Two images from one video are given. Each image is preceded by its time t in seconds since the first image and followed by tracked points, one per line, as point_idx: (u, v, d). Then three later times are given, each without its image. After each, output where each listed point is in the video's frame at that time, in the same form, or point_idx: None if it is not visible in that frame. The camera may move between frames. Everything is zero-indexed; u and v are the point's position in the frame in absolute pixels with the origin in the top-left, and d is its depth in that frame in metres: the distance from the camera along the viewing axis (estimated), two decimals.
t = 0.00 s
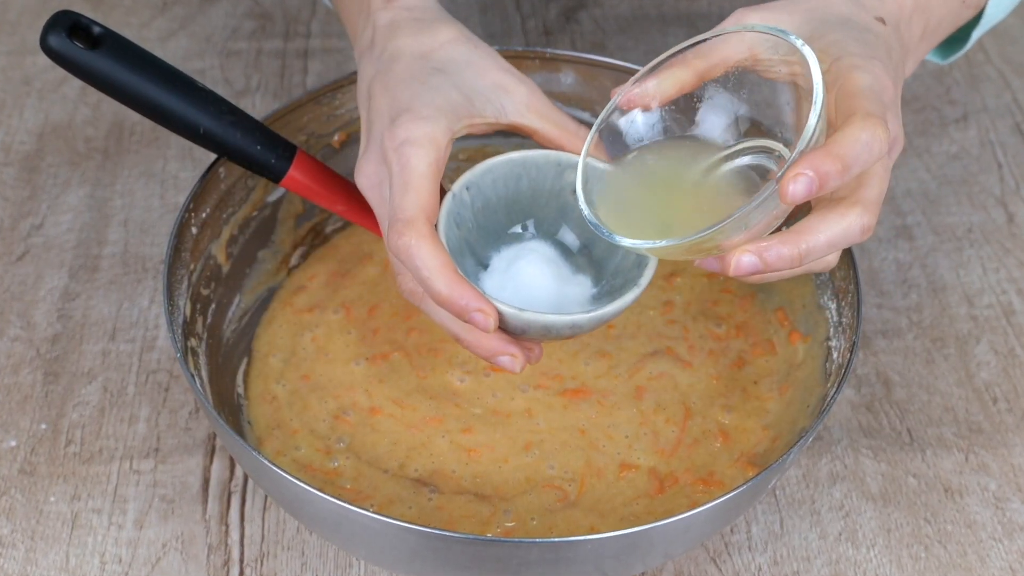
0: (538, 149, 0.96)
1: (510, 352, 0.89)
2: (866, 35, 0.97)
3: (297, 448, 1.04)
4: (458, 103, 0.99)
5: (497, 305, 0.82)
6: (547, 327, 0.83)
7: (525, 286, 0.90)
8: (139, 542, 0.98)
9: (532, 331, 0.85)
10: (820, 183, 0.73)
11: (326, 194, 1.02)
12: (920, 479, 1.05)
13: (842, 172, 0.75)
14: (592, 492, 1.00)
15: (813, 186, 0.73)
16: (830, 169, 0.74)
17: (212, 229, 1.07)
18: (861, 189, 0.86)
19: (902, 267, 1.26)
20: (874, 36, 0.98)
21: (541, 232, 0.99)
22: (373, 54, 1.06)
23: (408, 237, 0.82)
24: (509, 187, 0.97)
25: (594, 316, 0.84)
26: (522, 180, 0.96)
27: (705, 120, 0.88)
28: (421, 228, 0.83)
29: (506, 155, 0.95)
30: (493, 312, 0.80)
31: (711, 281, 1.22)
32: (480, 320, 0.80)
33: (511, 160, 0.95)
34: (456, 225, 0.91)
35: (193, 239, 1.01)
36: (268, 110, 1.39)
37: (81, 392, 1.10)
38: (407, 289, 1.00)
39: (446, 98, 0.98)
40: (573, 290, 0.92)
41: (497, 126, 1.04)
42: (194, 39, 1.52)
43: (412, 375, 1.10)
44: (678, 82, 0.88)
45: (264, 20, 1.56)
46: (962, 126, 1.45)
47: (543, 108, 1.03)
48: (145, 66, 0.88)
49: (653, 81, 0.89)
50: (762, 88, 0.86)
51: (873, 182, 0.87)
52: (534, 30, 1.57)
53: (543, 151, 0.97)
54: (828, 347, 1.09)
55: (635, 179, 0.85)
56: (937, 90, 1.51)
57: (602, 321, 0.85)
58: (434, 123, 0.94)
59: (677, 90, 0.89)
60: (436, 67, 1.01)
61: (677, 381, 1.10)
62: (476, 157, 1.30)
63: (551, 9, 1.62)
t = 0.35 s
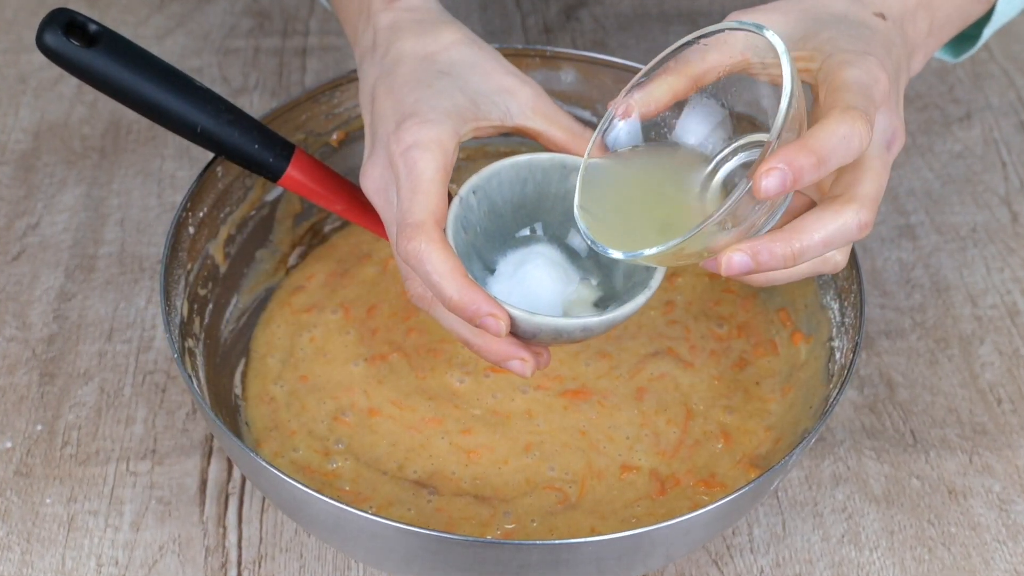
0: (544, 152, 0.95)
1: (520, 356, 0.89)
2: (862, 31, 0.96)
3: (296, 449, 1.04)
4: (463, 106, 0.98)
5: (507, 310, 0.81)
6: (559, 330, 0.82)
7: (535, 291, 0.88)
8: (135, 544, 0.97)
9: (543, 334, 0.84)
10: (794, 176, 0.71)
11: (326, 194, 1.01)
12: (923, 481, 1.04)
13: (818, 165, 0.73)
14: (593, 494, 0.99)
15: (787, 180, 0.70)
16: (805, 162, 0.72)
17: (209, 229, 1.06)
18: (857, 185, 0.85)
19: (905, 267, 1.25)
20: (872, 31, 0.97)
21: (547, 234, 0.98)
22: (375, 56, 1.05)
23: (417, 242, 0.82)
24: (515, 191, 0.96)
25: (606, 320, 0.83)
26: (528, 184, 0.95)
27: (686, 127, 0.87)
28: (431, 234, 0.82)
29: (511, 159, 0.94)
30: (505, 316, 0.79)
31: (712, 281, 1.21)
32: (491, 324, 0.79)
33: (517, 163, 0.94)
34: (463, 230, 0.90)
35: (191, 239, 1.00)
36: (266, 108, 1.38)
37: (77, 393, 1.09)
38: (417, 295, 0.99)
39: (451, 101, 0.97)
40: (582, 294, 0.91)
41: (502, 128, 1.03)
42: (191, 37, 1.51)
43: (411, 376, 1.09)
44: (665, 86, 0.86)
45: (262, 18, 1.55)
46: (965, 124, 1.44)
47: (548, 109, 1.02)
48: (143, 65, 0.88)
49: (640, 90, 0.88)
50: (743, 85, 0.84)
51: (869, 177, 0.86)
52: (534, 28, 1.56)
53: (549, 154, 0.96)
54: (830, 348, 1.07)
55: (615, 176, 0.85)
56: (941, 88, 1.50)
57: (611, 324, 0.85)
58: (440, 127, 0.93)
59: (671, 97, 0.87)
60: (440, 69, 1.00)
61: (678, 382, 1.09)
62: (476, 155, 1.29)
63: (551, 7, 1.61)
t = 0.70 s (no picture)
0: (546, 151, 0.94)
1: (528, 357, 0.87)
2: (863, 17, 0.95)
3: (294, 451, 1.03)
4: (463, 107, 0.97)
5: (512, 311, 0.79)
6: (564, 330, 0.81)
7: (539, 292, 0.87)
8: (132, 546, 0.96)
9: (549, 334, 0.83)
10: (768, 165, 0.69)
11: (325, 193, 1.00)
12: (926, 482, 1.03)
13: (794, 154, 0.71)
14: (593, 495, 0.98)
15: (760, 169, 0.68)
16: (779, 151, 0.69)
17: (206, 228, 1.05)
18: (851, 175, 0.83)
19: (908, 267, 1.24)
20: (873, 18, 0.96)
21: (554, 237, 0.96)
22: (373, 58, 1.04)
23: (418, 245, 0.81)
24: (517, 192, 0.95)
25: (613, 317, 0.81)
26: (531, 183, 0.94)
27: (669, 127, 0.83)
28: (433, 237, 0.82)
29: (513, 159, 0.93)
30: (510, 316, 0.78)
31: (713, 281, 1.20)
32: (497, 325, 0.78)
33: (518, 163, 0.93)
34: (466, 231, 0.89)
35: (189, 239, 1.00)
36: (264, 107, 1.37)
37: (74, 393, 1.08)
38: (423, 299, 0.98)
39: (451, 102, 0.96)
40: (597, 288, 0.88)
41: (504, 127, 1.02)
42: (189, 35, 1.50)
43: (411, 377, 1.08)
44: (660, 80, 0.83)
45: (260, 16, 1.54)
46: (969, 123, 1.43)
47: (549, 107, 1.01)
48: (141, 65, 0.87)
49: (637, 92, 0.85)
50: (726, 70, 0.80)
51: (865, 166, 0.84)
52: (534, 25, 1.55)
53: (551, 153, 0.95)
54: (832, 349, 1.07)
55: (602, 178, 0.85)
56: (944, 86, 1.50)
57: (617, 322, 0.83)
58: (440, 130, 0.92)
59: (668, 94, 0.83)
60: (440, 71, 0.99)
61: (680, 383, 1.09)
62: (476, 154, 1.28)
63: (551, 5, 1.60)
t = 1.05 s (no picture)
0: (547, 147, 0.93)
1: (533, 355, 0.86)
2: None
3: (292, 452, 1.02)
4: (464, 105, 0.96)
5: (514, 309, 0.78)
6: (568, 328, 0.80)
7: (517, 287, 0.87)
8: (129, 548, 0.95)
9: (552, 332, 0.82)
10: (711, 143, 0.65)
11: (323, 192, 0.99)
12: (930, 484, 1.03)
13: (739, 128, 0.67)
14: (594, 497, 0.97)
15: (702, 148, 0.65)
16: (720, 126, 0.66)
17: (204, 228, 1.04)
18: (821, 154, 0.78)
19: (911, 267, 1.24)
20: None
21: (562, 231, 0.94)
22: (371, 58, 1.03)
23: (420, 244, 0.80)
24: (519, 189, 0.94)
25: (617, 313, 0.80)
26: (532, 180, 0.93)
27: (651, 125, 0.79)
28: (433, 236, 0.81)
29: (511, 157, 0.92)
30: (513, 314, 0.77)
31: (715, 281, 1.20)
32: (500, 324, 0.77)
33: (520, 161, 0.92)
34: (468, 230, 0.88)
35: (186, 238, 0.99)
36: (261, 105, 1.36)
37: (71, 394, 1.07)
38: (425, 299, 0.97)
39: (451, 101, 0.96)
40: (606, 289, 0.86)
41: (505, 125, 1.01)
42: (186, 33, 1.49)
43: (410, 378, 1.08)
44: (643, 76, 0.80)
45: (259, 14, 1.54)
46: (973, 122, 1.43)
47: (550, 104, 1.01)
48: (138, 63, 0.86)
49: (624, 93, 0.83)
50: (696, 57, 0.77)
51: (835, 143, 0.78)
52: (534, 23, 1.54)
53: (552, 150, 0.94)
54: (835, 350, 1.05)
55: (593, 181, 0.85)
56: (948, 85, 1.49)
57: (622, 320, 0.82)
58: (441, 128, 0.91)
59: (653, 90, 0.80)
60: (440, 69, 0.98)
61: (681, 383, 1.08)
62: (475, 153, 1.28)
63: (552, 3, 1.59)
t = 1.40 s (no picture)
0: (547, 144, 0.92)
1: (534, 353, 0.84)
2: None
3: (290, 453, 1.01)
4: (463, 102, 0.95)
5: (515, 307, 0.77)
6: (569, 326, 0.79)
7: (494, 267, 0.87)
8: (126, 550, 0.94)
9: (554, 330, 0.81)
10: (665, 123, 0.64)
11: (321, 190, 0.98)
12: (933, 486, 1.02)
13: (688, 104, 0.64)
14: (594, 499, 0.96)
15: (656, 127, 0.64)
16: (667, 103, 0.64)
17: (202, 227, 1.03)
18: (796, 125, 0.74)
19: (914, 266, 1.23)
20: None
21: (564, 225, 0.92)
22: (370, 54, 1.02)
23: (419, 242, 0.80)
24: (519, 186, 0.92)
25: (619, 310, 0.79)
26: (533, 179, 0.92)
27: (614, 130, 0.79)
28: (432, 234, 0.80)
29: (513, 155, 0.90)
30: (513, 312, 0.76)
31: (717, 281, 1.19)
32: (500, 321, 0.76)
33: (521, 158, 0.91)
34: (468, 228, 0.87)
35: (183, 238, 0.98)
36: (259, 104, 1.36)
37: (68, 395, 1.07)
38: (425, 298, 0.96)
39: (451, 97, 0.95)
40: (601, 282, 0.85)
41: (504, 122, 1.01)
42: (183, 30, 1.48)
43: (409, 378, 1.07)
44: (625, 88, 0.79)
45: (256, 12, 1.53)
46: (976, 121, 1.42)
47: (550, 101, 1.00)
48: (134, 60, 0.85)
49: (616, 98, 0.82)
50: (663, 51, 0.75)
51: (812, 116, 0.74)
52: (535, 21, 1.54)
53: (552, 147, 0.92)
54: (837, 350, 1.04)
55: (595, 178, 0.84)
56: (951, 83, 1.48)
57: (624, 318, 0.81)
58: (440, 125, 0.91)
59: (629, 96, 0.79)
60: (439, 66, 0.97)
61: (682, 384, 1.07)
62: (475, 151, 1.27)
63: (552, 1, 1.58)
